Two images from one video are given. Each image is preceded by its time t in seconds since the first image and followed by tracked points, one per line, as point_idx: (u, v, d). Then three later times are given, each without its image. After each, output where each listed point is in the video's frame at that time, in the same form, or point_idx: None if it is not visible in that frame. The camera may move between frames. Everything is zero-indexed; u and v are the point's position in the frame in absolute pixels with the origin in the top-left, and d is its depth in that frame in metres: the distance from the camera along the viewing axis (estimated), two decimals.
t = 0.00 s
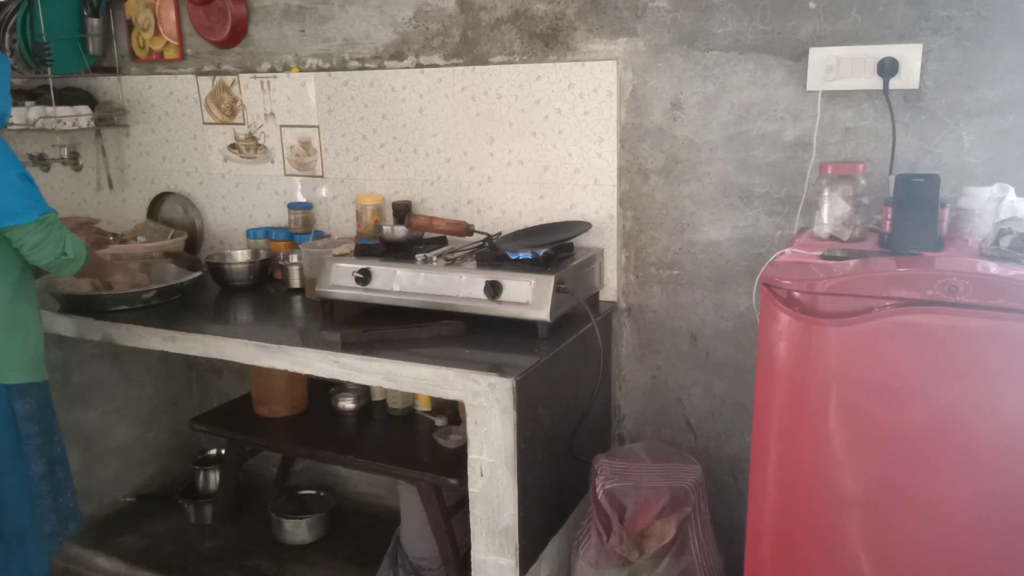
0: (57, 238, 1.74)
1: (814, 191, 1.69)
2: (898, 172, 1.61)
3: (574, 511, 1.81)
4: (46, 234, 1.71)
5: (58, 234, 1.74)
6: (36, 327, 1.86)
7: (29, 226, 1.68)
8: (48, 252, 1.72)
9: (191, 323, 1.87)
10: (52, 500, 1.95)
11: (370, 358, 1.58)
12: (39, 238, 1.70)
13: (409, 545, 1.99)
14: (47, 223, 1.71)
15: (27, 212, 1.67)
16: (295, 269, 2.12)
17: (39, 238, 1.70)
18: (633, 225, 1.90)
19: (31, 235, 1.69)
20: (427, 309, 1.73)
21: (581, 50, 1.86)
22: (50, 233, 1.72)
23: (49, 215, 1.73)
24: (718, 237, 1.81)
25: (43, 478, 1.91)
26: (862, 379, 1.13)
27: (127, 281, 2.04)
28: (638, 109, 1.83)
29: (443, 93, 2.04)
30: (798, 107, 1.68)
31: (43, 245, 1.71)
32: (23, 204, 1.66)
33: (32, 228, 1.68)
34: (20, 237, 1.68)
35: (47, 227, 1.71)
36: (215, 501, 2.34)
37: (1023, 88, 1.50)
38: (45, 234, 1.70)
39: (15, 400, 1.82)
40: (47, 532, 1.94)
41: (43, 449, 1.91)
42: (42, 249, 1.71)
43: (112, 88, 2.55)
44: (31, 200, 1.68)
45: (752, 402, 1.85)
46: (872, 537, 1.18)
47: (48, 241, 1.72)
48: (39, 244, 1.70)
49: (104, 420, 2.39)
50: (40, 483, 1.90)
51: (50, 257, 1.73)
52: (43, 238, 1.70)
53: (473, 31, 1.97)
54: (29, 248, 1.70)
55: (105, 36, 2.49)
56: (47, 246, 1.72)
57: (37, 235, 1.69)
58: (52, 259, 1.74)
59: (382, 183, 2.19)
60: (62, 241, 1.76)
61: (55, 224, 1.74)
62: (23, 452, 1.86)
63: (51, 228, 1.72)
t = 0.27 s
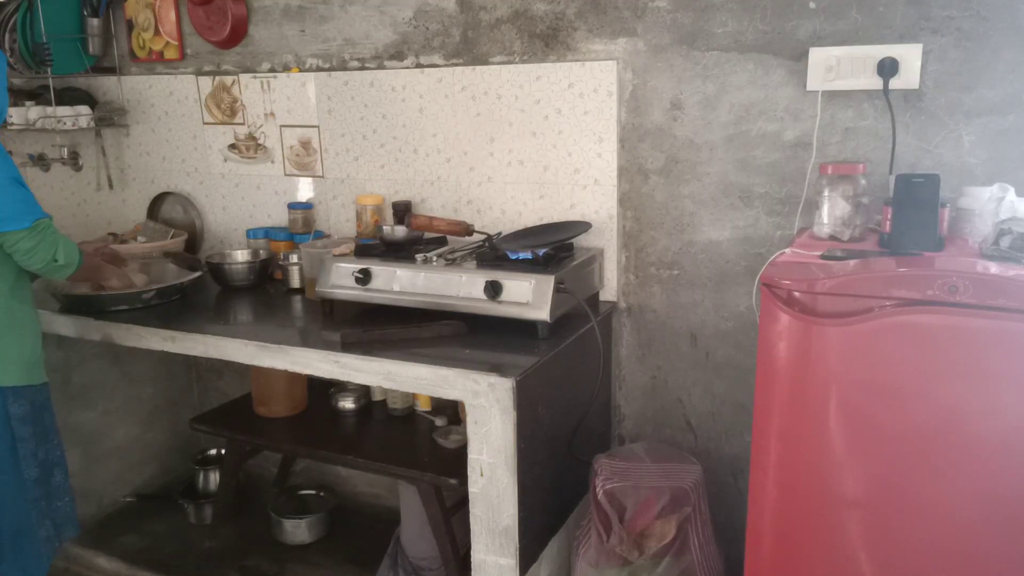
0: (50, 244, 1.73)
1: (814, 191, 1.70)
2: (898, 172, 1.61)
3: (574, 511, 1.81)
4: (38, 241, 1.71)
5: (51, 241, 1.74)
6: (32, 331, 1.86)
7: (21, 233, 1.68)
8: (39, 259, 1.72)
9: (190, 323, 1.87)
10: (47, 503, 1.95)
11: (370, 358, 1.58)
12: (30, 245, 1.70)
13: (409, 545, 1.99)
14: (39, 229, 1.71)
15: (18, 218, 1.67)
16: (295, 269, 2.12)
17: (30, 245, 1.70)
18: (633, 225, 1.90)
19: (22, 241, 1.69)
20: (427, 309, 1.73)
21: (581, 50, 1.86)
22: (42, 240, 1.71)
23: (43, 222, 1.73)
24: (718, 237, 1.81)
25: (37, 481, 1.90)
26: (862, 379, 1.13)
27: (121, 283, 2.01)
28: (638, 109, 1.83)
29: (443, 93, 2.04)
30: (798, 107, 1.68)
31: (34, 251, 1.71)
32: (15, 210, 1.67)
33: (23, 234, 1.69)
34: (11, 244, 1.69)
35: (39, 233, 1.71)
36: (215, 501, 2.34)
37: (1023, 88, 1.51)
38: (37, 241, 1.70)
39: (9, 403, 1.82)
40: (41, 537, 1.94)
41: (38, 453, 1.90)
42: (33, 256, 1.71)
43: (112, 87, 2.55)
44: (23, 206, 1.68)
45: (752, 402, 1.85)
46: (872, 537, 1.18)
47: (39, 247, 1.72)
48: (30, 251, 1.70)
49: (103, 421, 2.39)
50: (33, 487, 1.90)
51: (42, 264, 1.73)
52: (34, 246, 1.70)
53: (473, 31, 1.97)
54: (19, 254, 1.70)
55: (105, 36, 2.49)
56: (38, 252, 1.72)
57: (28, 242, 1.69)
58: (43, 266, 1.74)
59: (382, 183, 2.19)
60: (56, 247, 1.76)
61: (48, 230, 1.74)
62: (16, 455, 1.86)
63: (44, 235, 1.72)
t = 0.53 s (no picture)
0: (37, 249, 1.73)
1: (814, 191, 1.70)
2: (898, 172, 1.61)
3: (574, 511, 1.81)
4: (26, 247, 1.71)
5: (39, 245, 1.73)
6: (31, 334, 1.86)
7: (9, 239, 1.68)
8: (28, 264, 1.73)
9: (190, 323, 1.87)
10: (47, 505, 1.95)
11: (370, 358, 1.58)
12: (19, 251, 1.70)
13: (409, 545, 1.99)
14: (26, 235, 1.71)
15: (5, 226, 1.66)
16: (295, 269, 2.12)
17: (19, 251, 1.70)
18: (633, 225, 1.90)
19: (10, 248, 1.69)
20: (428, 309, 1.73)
21: (581, 50, 1.86)
22: (30, 245, 1.71)
23: (30, 227, 1.72)
24: (718, 237, 1.81)
25: (36, 483, 1.91)
26: (862, 379, 1.13)
27: (126, 232, 2.03)
28: (638, 109, 1.83)
29: (443, 93, 2.04)
30: (798, 107, 1.68)
31: (22, 257, 1.71)
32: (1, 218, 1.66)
33: (11, 241, 1.68)
34: None
35: (26, 239, 1.70)
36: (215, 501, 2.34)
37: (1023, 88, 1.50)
38: (24, 247, 1.70)
39: (8, 405, 1.83)
40: (42, 539, 1.94)
41: (36, 455, 1.90)
42: (21, 261, 1.72)
43: (112, 87, 2.55)
44: (9, 212, 1.68)
45: (752, 402, 1.85)
46: (872, 537, 1.18)
47: (28, 253, 1.72)
48: (19, 257, 1.71)
49: (103, 420, 2.39)
50: (32, 489, 1.90)
51: (31, 268, 1.74)
52: (22, 252, 1.70)
53: (473, 31, 1.97)
54: (8, 260, 1.70)
55: (105, 36, 2.49)
56: (27, 258, 1.72)
57: (16, 248, 1.69)
58: (33, 269, 1.74)
59: (382, 183, 2.19)
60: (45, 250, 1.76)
61: (35, 235, 1.73)
62: (13, 457, 1.86)
63: (31, 241, 1.72)
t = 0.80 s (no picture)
0: (44, 248, 1.73)
1: (814, 191, 1.69)
2: (898, 172, 1.61)
3: (574, 511, 1.81)
4: (33, 247, 1.71)
5: (46, 244, 1.73)
6: (36, 334, 1.86)
7: (15, 239, 1.68)
8: (36, 263, 1.73)
9: (190, 323, 1.87)
10: (48, 505, 1.95)
11: (370, 358, 1.58)
12: (26, 250, 1.70)
13: (409, 545, 1.99)
14: (33, 234, 1.71)
15: (12, 225, 1.66)
16: (295, 269, 2.12)
17: (26, 250, 1.70)
18: (633, 225, 1.90)
19: (17, 248, 1.69)
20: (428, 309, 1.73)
21: (581, 51, 1.86)
22: (37, 244, 1.71)
23: (36, 225, 1.72)
24: (718, 237, 1.81)
25: (39, 483, 1.91)
26: (862, 379, 1.13)
27: (130, 225, 2.04)
28: (638, 109, 1.83)
29: (443, 93, 2.04)
30: (798, 107, 1.68)
31: (29, 256, 1.71)
32: (7, 217, 1.66)
33: (18, 240, 1.69)
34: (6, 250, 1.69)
35: (33, 239, 1.70)
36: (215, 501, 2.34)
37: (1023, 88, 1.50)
38: (31, 246, 1.70)
39: (12, 404, 1.83)
40: (42, 538, 1.95)
41: (40, 455, 1.91)
42: (29, 260, 1.72)
43: (112, 87, 2.55)
44: (15, 212, 1.67)
45: (752, 402, 1.85)
46: (872, 537, 1.18)
47: (35, 252, 1.72)
48: (26, 256, 1.71)
49: (104, 420, 2.39)
50: (35, 489, 1.91)
51: (39, 267, 1.74)
52: (29, 251, 1.71)
53: (473, 31, 1.97)
54: (16, 259, 1.71)
55: (105, 36, 2.49)
56: (35, 257, 1.72)
57: (24, 247, 1.70)
58: (40, 267, 1.75)
59: (382, 183, 2.19)
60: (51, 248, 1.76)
61: (42, 234, 1.73)
62: (18, 456, 1.86)
63: (38, 240, 1.72)
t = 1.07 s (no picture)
0: (47, 248, 1.73)
1: (814, 191, 1.70)
2: (898, 172, 1.61)
3: (574, 511, 1.81)
4: (36, 246, 1.71)
5: (48, 244, 1.74)
6: (37, 333, 1.86)
7: (18, 238, 1.68)
8: (38, 263, 1.73)
9: (191, 323, 1.87)
10: (51, 504, 1.96)
11: (370, 358, 1.58)
12: (28, 250, 1.70)
13: (409, 545, 1.99)
14: (36, 233, 1.71)
15: (16, 224, 1.66)
16: (295, 269, 2.12)
17: (28, 250, 1.70)
18: (633, 225, 1.90)
19: (20, 247, 1.69)
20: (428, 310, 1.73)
21: (581, 50, 1.86)
22: (39, 244, 1.72)
23: (40, 225, 1.72)
24: (718, 237, 1.81)
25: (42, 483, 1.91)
26: (862, 379, 1.13)
27: (129, 225, 2.04)
28: (638, 109, 1.83)
29: (443, 93, 2.04)
30: (798, 107, 1.68)
31: (32, 256, 1.72)
32: (12, 216, 1.66)
33: (21, 240, 1.69)
34: (8, 249, 1.69)
35: (36, 238, 1.70)
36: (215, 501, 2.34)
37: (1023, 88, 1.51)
38: (34, 246, 1.70)
39: (15, 404, 1.83)
40: (47, 538, 1.95)
41: (43, 454, 1.91)
42: (31, 260, 1.72)
43: (112, 87, 2.55)
44: (19, 211, 1.67)
45: (752, 402, 1.85)
46: (872, 537, 1.18)
47: (37, 252, 1.72)
48: (29, 256, 1.71)
49: (104, 420, 2.39)
50: (38, 489, 1.91)
51: (41, 268, 1.75)
52: (32, 251, 1.71)
53: (473, 31, 1.97)
54: (18, 259, 1.71)
55: (105, 36, 2.49)
56: (37, 257, 1.72)
57: (27, 247, 1.70)
58: (43, 268, 1.75)
59: (383, 183, 2.19)
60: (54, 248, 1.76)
61: (45, 234, 1.73)
62: (21, 456, 1.86)
63: (41, 240, 1.72)
